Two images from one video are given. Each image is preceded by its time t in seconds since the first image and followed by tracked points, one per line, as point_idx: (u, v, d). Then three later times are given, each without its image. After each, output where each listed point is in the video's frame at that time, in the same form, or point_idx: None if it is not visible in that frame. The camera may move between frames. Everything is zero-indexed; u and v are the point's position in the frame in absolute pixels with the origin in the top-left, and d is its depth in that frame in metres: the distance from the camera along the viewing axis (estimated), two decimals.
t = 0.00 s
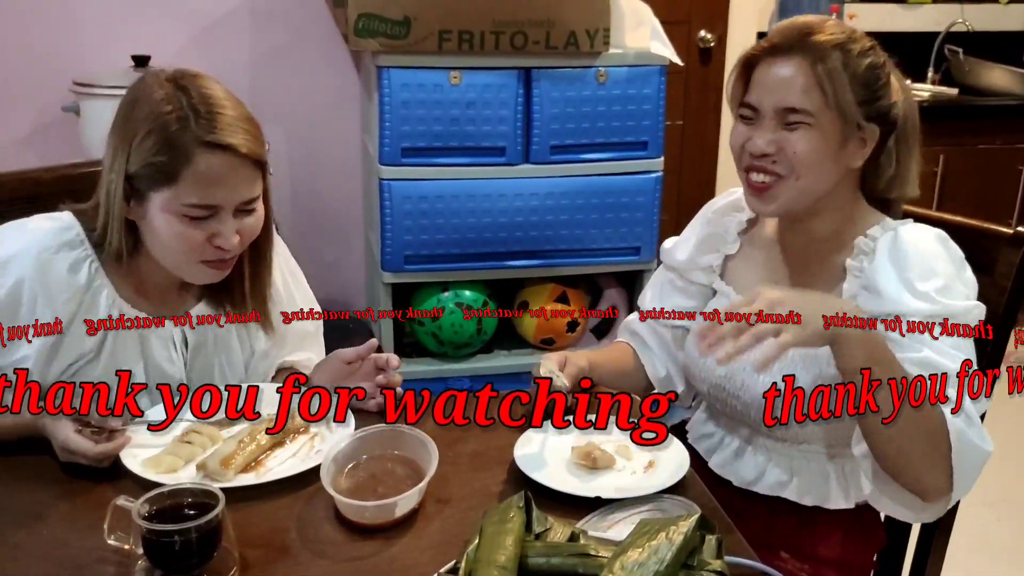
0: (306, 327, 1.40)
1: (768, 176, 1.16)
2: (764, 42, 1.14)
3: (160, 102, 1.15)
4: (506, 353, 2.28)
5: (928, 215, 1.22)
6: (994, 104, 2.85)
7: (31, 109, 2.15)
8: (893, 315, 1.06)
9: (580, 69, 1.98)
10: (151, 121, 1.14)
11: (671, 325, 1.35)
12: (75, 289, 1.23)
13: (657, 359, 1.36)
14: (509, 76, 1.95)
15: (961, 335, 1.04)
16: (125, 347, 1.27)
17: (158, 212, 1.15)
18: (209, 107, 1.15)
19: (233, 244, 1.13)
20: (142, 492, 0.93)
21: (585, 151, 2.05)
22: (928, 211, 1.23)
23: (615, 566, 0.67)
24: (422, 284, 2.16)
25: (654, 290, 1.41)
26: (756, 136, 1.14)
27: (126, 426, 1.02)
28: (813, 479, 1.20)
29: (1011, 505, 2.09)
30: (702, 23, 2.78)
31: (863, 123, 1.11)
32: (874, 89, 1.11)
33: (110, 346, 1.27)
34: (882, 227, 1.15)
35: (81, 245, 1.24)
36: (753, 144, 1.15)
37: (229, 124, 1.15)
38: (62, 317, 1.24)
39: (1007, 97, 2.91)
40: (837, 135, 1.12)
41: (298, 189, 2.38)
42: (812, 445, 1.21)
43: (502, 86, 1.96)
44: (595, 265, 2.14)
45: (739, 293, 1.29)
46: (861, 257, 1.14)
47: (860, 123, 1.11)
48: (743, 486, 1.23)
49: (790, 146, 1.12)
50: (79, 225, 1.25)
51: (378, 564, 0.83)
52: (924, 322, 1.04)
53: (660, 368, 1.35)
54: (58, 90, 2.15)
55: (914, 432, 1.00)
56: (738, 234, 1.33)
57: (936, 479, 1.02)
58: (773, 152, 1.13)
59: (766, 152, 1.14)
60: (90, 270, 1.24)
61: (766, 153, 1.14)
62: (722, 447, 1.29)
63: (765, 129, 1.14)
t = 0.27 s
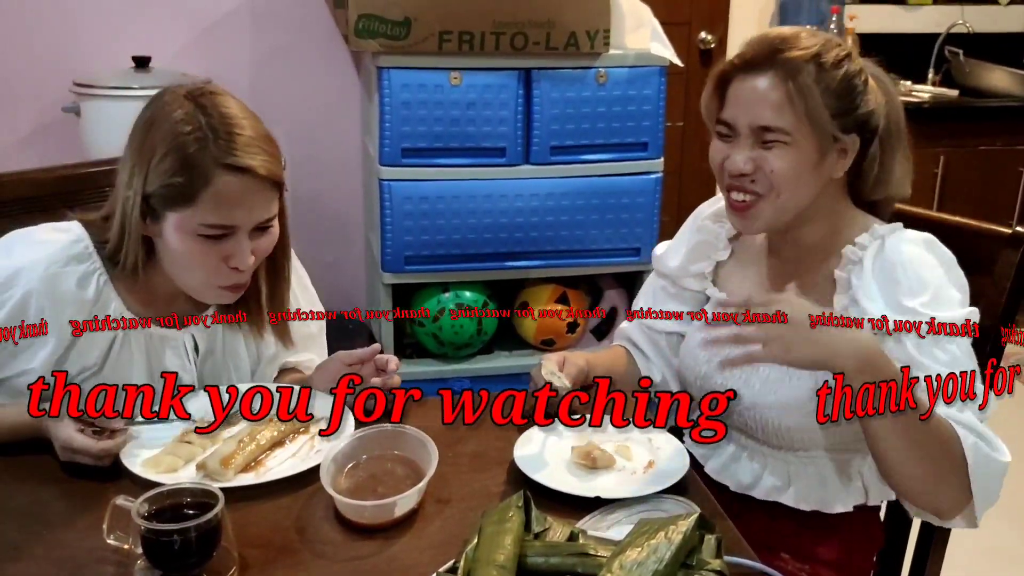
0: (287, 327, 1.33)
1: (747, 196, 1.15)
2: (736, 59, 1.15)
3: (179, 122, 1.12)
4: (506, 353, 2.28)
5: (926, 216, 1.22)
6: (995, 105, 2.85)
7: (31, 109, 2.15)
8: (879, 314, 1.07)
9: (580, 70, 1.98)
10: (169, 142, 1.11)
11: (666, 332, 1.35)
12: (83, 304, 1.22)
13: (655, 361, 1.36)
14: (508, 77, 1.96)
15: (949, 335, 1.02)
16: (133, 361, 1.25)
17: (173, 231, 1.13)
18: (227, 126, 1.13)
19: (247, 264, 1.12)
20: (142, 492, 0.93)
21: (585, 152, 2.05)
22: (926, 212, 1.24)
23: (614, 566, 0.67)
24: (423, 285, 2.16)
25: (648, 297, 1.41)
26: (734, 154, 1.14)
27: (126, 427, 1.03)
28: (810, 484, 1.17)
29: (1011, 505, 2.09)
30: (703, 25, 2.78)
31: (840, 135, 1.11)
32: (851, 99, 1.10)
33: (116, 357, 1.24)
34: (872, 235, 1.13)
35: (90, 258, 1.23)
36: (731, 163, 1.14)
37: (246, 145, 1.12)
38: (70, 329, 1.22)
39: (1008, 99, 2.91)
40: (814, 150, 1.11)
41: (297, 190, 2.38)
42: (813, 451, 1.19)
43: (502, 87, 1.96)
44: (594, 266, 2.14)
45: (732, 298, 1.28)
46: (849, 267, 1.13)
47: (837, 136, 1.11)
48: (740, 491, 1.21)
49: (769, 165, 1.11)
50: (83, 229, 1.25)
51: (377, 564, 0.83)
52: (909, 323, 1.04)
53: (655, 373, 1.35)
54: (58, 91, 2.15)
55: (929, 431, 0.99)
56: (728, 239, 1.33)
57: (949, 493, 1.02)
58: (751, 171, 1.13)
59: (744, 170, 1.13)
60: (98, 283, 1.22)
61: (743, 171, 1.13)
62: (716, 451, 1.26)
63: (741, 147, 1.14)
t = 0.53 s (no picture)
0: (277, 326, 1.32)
1: (748, 200, 1.15)
2: (741, 60, 1.15)
3: (173, 120, 1.14)
4: (507, 354, 2.28)
5: (927, 217, 1.22)
6: (996, 106, 2.85)
7: (32, 109, 2.15)
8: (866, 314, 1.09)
9: (582, 70, 1.98)
10: (163, 140, 1.12)
11: (666, 336, 1.34)
12: (80, 302, 1.21)
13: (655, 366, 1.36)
14: (509, 78, 1.96)
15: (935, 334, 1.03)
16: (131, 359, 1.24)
17: (166, 230, 1.12)
18: (221, 125, 1.14)
19: (241, 263, 1.11)
20: (142, 492, 0.93)
21: (586, 152, 2.05)
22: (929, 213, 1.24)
23: (614, 567, 0.67)
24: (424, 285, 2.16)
25: (647, 300, 1.40)
26: (735, 158, 1.14)
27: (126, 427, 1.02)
28: (810, 493, 1.17)
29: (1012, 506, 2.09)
30: (704, 25, 2.78)
31: (844, 143, 1.11)
32: (857, 106, 1.10)
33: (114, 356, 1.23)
34: (875, 248, 1.12)
35: (86, 257, 1.22)
36: (732, 166, 1.14)
37: (241, 146, 1.13)
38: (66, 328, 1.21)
39: (1009, 100, 2.91)
40: (817, 156, 1.11)
41: (298, 191, 2.38)
42: (814, 460, 1.17)
43: (503, 87, 1.96)
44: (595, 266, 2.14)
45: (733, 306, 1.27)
46: (855, 282, 1.13)
47: (842, 144, 1.11)
48: (737, 498, 1.21)
49: (771, 170, 1.11)
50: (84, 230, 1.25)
51: (377, 565, 0.83)
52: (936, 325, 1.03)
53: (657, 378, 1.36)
54: (59, 91, 2.15)
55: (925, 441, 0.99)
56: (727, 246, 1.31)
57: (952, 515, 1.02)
58: (751, 174, 1.13)
59: (745, 174, 1.13)
60: (96, 281, 1.22)
61: (745, 175, 1.13)
62: (715, 457, 1.25)
63: (744, 150, 1.14)
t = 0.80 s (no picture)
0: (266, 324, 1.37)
1: (777, 208, 1.14)
2: (762, 66, 1.14)
3: (140, 78, 1.14)
4: (508, 354, 2.27)
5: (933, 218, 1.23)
6: (998, 107, 2.85)
7: (33, 110, 2.15)
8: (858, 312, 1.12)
9: (583, 70, 1.98)
10: (131, 97, 1.13)
11: (674, 334, 1.35)
12: (65, 280, 1.21)
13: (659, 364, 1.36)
14: (511, 78, 1.96)
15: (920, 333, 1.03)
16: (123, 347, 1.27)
17: (139, 186, 1.12)
18: (190, 81, 1.15)
19: (216, 221, 1.10)
20: (143, 492, 0.93)
21: (588, 152, 2.05)
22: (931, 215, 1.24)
23: (615, 567, 0.66)
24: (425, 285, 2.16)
25: (656, 298, 1.40)
26: (762, 166, 1.12)
27: (127, 427, 1.02)
28: (818, 489, 1.17)
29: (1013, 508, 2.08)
30: (705, 25, 2.78)
31: (871, 148, 1.11)
32: (881, 111, 1.10)
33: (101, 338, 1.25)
34: (896, 248, 1.13)
35: (69, 235, 1.22)
36: (759, 177, 1.12)
37: (211, 96, 1.14)
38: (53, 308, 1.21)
39: (1010, 100, 2.91)
40: (844, 160, 1.11)
41: (299, 191, 2.38)
42: (826, 458, 1.18)
43: (504, 87, 1.96)
44: (597, 267, 2.14)
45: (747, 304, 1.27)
46: (877, 280, 1.12)
47: (868, 148, 1.11)
48: (746, 495, 1.21)
49: (800, 179, 1.10)
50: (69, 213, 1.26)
51: (378, 565, 0.83)
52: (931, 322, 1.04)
53: (661, 375, 1.36)
54: (60, 91, 2.15)
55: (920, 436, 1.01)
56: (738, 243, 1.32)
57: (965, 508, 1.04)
58: (781, 185, 1.11)
59: (775, 185, 1.11)
60: (79, 259, 1.22)
61: (774, 186, 1.11)
62: (725, 453, 1.26)
63: (772, 160, 1.12)
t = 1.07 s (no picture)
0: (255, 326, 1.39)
1: (788, 197, 1.14)
2: (768, 58, 1.15)
3: (119, 50, 1.18)
4: (509, 353, 2.27)
5: (933, 217, 1.23)
6: (997, 106, 2.85)
7: (33, 110, 2.15)
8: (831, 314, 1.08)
9: (583, 69, 1.98)
10: (109, 68, 1.17)
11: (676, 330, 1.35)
12: (32, 248, 1.22)
13: (659, 362, 1.36)
14: (511, 77, 1.95)
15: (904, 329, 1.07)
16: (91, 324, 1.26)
17: (117, 153, 1.16)
18: (167, 53, 1.19)
19: (194, 186, 1.16)
20: (142, 491, 0.93)
21: (588, 152, 2.05)
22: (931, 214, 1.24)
23: (615, 565, 0.66)
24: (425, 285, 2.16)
25: (657, 293, 1.40)
26: (774, 156, 1.12)
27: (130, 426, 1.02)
28: (818, 486, 1.16)
29: (1012, 508, 2.08)
30: (706, 25, 2.78)
31: (878, 132, 1.12)
32: (886, 96, 1.11)
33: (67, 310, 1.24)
34: (902, 244, 1.12)
35: (40, 207, 1.24)
36: (769, 165, 1.13)
37: (187, 69, 1.18)
38: (19, 275, 1.22)
39: (1010, 100, 2.91)
40: (855, 146, 1.12)
41: (300, 190, 2.38)
42: (825, 451, 1.17)
43: (505, 86, 1.96)
44: (597, 266, 2.14)
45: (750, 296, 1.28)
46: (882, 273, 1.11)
47: (877, 131, 1.12)
48: (746, 493, 1.21)
49: (811, 166, 1.11)
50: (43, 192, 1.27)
51: (378, 563, 0.83)
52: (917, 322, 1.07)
53: (660, 372, 1.36)
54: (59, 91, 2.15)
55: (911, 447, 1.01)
56: (743, 238, 1.34)
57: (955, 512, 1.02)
58: (792, 174, 1.11)
59: (785, 174, 1.12)
60: (46, 231, 1.23)
61: (784, 175, 1.12)
62: (724, 452, 1.25)
63: (782, 149, 1.12)
